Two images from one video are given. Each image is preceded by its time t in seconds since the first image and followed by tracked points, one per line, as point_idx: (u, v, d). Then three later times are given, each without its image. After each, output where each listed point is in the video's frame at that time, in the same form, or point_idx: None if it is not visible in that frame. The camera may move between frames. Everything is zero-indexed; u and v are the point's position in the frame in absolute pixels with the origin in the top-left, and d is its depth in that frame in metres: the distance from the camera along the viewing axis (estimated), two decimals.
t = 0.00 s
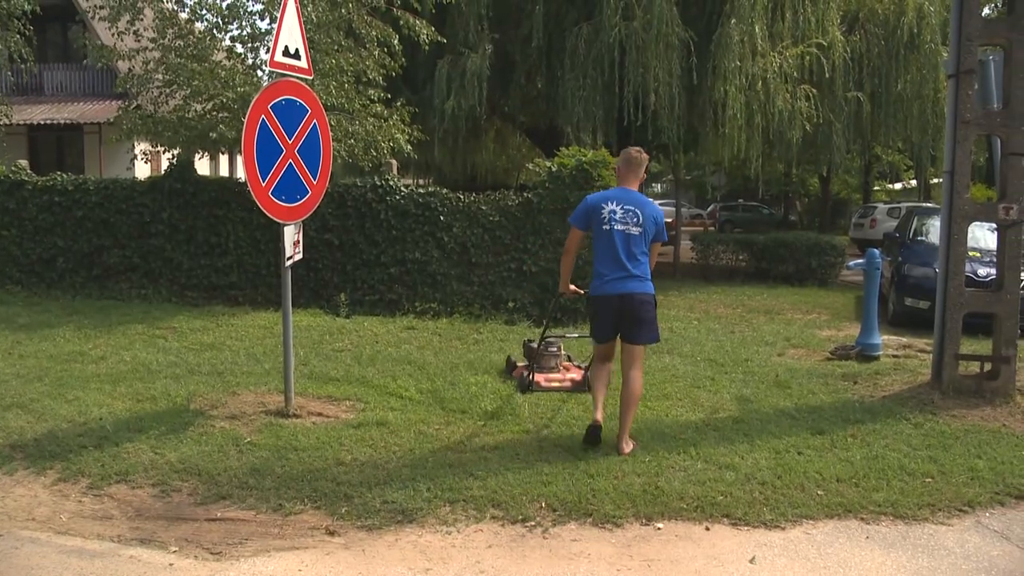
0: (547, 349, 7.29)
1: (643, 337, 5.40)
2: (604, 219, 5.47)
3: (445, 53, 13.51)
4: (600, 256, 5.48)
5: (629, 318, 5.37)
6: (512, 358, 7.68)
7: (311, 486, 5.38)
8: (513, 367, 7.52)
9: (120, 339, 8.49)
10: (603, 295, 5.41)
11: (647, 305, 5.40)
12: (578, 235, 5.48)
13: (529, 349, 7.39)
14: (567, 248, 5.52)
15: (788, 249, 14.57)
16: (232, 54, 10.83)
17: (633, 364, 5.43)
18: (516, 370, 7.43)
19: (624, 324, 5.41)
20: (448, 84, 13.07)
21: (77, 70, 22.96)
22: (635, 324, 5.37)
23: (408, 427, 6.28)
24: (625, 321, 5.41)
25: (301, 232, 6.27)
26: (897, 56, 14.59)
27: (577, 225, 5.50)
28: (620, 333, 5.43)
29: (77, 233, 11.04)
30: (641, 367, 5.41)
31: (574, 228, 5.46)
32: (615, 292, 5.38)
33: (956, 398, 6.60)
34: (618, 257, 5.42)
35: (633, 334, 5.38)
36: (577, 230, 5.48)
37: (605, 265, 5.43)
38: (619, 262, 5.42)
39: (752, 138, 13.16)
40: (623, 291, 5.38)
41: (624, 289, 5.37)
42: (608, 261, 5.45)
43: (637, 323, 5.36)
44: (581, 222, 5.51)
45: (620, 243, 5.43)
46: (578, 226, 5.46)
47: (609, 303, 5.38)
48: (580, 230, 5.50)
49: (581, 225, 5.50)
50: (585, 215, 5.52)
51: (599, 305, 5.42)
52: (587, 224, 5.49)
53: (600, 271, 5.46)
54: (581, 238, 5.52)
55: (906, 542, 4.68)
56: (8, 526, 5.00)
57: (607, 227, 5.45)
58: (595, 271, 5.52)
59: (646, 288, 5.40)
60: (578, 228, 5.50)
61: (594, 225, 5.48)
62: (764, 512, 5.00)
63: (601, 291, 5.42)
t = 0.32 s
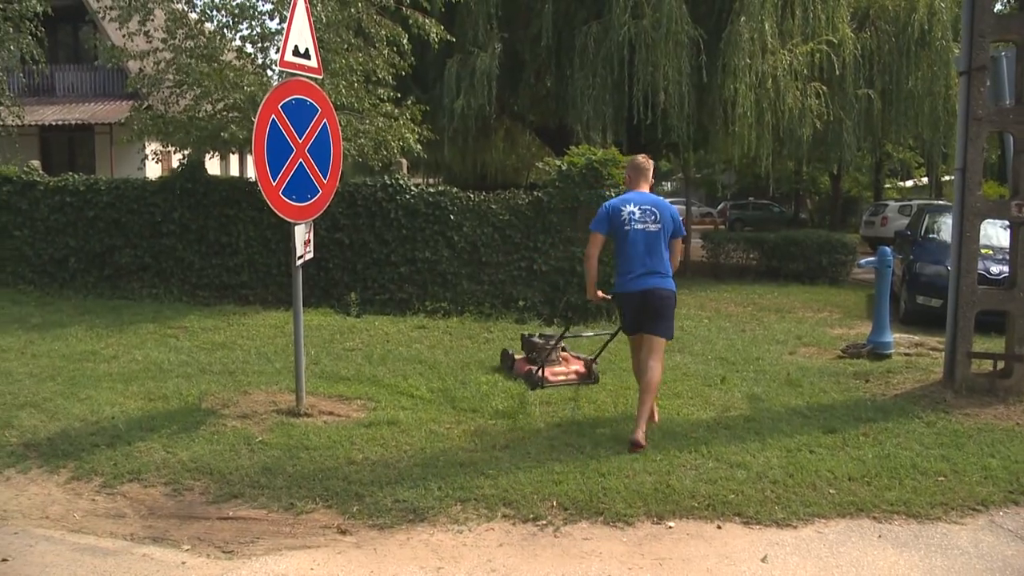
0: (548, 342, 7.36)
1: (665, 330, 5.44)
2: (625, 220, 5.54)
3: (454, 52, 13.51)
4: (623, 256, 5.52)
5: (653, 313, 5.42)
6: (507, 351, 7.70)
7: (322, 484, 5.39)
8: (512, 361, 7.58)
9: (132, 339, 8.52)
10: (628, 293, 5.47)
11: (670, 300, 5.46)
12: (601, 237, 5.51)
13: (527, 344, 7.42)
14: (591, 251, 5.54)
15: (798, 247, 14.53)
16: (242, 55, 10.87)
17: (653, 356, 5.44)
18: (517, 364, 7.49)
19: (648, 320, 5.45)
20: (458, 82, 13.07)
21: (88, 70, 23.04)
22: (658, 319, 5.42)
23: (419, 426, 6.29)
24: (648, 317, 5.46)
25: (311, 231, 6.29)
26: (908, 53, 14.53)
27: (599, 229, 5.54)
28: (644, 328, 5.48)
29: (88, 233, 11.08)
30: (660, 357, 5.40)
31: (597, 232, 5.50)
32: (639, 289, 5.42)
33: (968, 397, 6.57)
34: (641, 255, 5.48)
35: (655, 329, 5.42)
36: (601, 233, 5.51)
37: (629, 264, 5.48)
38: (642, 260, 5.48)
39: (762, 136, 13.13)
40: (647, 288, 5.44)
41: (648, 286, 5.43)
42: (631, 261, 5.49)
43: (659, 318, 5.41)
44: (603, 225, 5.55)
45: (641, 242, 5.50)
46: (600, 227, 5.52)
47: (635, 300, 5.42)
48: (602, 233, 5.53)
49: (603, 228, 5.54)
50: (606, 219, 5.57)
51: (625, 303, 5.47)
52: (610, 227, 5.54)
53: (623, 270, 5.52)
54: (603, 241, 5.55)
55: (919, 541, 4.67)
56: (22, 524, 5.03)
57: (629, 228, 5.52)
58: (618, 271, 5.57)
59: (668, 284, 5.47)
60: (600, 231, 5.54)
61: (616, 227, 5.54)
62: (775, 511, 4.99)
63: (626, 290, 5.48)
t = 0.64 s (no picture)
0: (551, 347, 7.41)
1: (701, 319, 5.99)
2: (655, 220, 5.94)
3: (473, 56, 13.53)
4: (656, 254, 5.91)
5: (691, 304, 5.89)
6: (503, 358, 7.65)
7: (341, 488, 5.40)
8: (515, 369, 7.54)
9: (152, 342, 8.57)
10: (666, 287, 5.87)
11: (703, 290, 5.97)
12: (635, 238, 5.86)
13: (531, 350, 7.41)
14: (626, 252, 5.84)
15: (817, 251, 14.46)
16: (262, 59, 10.89)
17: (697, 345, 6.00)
18: (523, 372, 7.46)
19: (684, 311, 5.92)
20: (476, 86, 13.09)
21: (110, 75, 23.24)
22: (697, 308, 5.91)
23: (438, 430, 6.29)
24: (684, 308, 5.94)
25: (331, 235, 6.30)
26: (929, 56, 14.45)
27: (632, 230, 5.88)
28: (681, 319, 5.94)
29: (109, 237, 11.17)
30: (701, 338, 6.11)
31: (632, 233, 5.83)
32: (677, 282, 5.85)
33: (992, 403, 6.51)
34: (673, 251, 5.90)
35: (696, 319, 5.91)
36: (635, 235, 5.86)
37: (663, 260, 5.88)
38: (676, 256, 5.91)
39: (781, 140, 13.07)
40: (684, 280, 5.89)
41: (683, 279, 5.88)
42: (665, 257, 5.90)
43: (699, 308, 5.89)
44: (634, 226, 5.90)
45: (672, 238, 5.93)
46: (635, 229, 5.87)
47: (674, 294, 5.85)
48: (635, 235, 5.88)
49: (635, 229, 5.90)
50: (635, 220, 5.93)
51: (663, 298, 5.85)
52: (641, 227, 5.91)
53: (659, 267, 5.90)
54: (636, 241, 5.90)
55: (941, 549, 4.63)
56: (44, 525, 5.07)
57: (659, 227, 5.93)
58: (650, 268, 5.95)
59: (700, 276, 5.95)
60: (632, 232, 5.89)
61: (648, 227, 5.91)
62: (795, 517, 4.96)
63: (663, 285, 5.86)
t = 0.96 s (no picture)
0: (563, 351, 7.54)
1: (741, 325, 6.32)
2: (707, 225, 6.13)
3: (503, 62, 13.54)
4: (707, 257, 6.12)
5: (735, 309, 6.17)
6: (512, 364, 7.76)
7: (371, 492, 5.41)
8: (526, 373, 7.61)
9: (184, 346, 8.65)
10: (713, 291, 6.10)
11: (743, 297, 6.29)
12: (689, 241, 6.02)
13: (543, 355, 7.51)
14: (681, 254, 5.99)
15: (849, 257, 14.33)
16: (294, 65, 10.93)
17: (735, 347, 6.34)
18: (536, 376, 7.53)
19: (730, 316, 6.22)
20: (506, 92, 13.11)
21: (144, 82, 23.49)
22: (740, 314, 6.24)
23: (468, 435, 6.29)
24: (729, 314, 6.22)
25: (361, 240, 6.31)
26: (963, 60, 14.28)
27: (687, 233, 6.04)
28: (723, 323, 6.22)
29: (143, 242, 11.31)
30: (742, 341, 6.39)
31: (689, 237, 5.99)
32: (724, 288, 6.10)
33: None
34: (722, 257, 6.14)
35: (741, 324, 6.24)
36: (690, 238, 6.02)
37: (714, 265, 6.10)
38: (724, 262, 6.17)
39: (812, 146, 12.96)
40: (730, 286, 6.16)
41: (729, 284, 6.15)
42: (713, 262, 6.13)
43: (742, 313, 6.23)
44: (689, 229, 6.06)
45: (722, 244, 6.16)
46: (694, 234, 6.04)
47: (722, 299, 6.09)
48: (690, 238, 6.05)
49: (689, 232, 6.05)
50: (688, 223, 6.09)
51: (711, 302, 6.08)
52: (694, 231, 6.07)
53: (712, 272, 6.13)
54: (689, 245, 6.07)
55: (976, 560, 4.56)
56: (79, 526, 5.14)
57: (711, 233, 6.14)
58: (697, 271, 6.15)
59: (742, 282, 6.26)
60: (687, 235, 6.04)
61: (702, 231, 6.10)
62: (827, 526, 4.91)
63: (715, 290, 6.10)
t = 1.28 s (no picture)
0: (579, 353, 7.58)
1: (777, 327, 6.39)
2: (743, 226, 6.30)
3: (537, 68, 13.56)
4: (741, 257, 6.29)
5: (768, 309, 6.29)
6: (530, 367, 7.80)
7: (404, 497, 5.43)
8: (543, 376, 7.66)
9: (220, 349, 8.73)
10: (746, 290, 6.28)
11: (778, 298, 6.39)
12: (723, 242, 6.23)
13: (560, 358, 7.55)
14: (713, 254, 6.21)
15: (886, 264, 14.18)
16: (329, 72, 10.93)
17: (770, 350, 6.35)
18: (554, 379, 7.59)
19: (764, 317, 6.33)
20: (540, 98, 13.13)
21: (182, 89, 23.68)
22: (774, 316, 6.34)
23: (502, 441, 6.29)
24: (763, 315, 6.33)
25: (396, 245, 6.33)
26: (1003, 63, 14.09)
27: (721, 234, 6.24)
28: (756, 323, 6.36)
29: (180, 246, 11.46)
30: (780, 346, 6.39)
31: (722, 238, 6.18)
32: (757, 288, 6.24)
33: None
34: (757, 258, 6.27)
35: (774, 326, 6.33)
36: (723, 239, 6.22)
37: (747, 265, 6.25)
38: (758, 262, 6.30)
39: (849, 151, 12.84)
40: (763, 286, 6.29)
41: (763, 285, 6.27)
42: (747, 263, 6.29)
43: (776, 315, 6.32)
44: (723, 229, 6.25)
45: (757, 245, 6.29)
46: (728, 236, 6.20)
47: (754, 298, 6.24)
48: (725, 239, 6.21)
49: (723, 233, 6.25)
50: (723, 224, 6.27)
51: (743, 301, 6.26)
52: (729, 232, 6.26)
53: (746, 274, 6.27)
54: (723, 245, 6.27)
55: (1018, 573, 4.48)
56: (117, 527, 5.20)
57: (747, 235, 6.29)
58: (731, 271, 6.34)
59: (777, 284, 6.36)
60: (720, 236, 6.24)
61: (737, 233, 6.26)
62: (863, 535, 4.85)
63: (749, 291, 6.25)
